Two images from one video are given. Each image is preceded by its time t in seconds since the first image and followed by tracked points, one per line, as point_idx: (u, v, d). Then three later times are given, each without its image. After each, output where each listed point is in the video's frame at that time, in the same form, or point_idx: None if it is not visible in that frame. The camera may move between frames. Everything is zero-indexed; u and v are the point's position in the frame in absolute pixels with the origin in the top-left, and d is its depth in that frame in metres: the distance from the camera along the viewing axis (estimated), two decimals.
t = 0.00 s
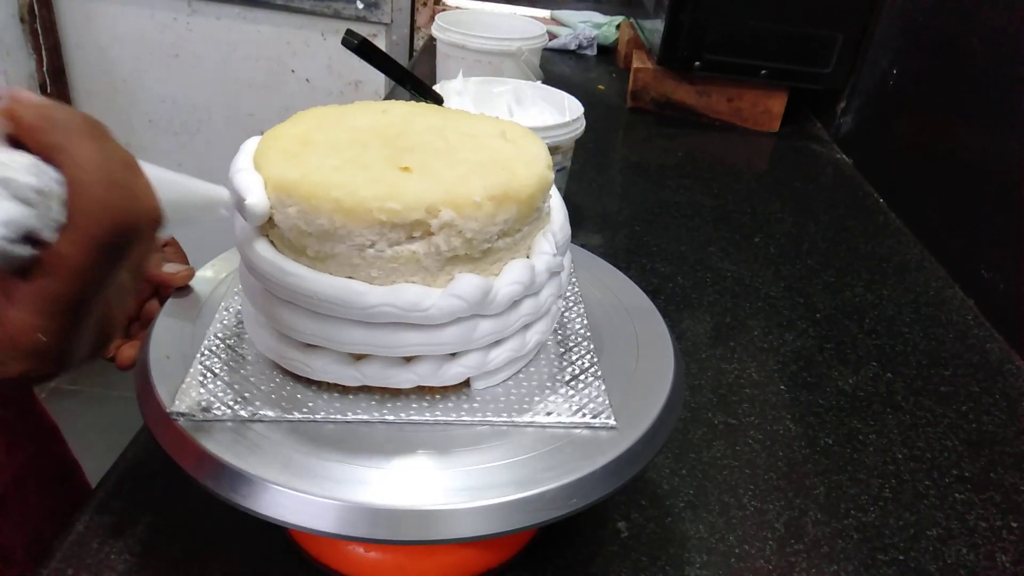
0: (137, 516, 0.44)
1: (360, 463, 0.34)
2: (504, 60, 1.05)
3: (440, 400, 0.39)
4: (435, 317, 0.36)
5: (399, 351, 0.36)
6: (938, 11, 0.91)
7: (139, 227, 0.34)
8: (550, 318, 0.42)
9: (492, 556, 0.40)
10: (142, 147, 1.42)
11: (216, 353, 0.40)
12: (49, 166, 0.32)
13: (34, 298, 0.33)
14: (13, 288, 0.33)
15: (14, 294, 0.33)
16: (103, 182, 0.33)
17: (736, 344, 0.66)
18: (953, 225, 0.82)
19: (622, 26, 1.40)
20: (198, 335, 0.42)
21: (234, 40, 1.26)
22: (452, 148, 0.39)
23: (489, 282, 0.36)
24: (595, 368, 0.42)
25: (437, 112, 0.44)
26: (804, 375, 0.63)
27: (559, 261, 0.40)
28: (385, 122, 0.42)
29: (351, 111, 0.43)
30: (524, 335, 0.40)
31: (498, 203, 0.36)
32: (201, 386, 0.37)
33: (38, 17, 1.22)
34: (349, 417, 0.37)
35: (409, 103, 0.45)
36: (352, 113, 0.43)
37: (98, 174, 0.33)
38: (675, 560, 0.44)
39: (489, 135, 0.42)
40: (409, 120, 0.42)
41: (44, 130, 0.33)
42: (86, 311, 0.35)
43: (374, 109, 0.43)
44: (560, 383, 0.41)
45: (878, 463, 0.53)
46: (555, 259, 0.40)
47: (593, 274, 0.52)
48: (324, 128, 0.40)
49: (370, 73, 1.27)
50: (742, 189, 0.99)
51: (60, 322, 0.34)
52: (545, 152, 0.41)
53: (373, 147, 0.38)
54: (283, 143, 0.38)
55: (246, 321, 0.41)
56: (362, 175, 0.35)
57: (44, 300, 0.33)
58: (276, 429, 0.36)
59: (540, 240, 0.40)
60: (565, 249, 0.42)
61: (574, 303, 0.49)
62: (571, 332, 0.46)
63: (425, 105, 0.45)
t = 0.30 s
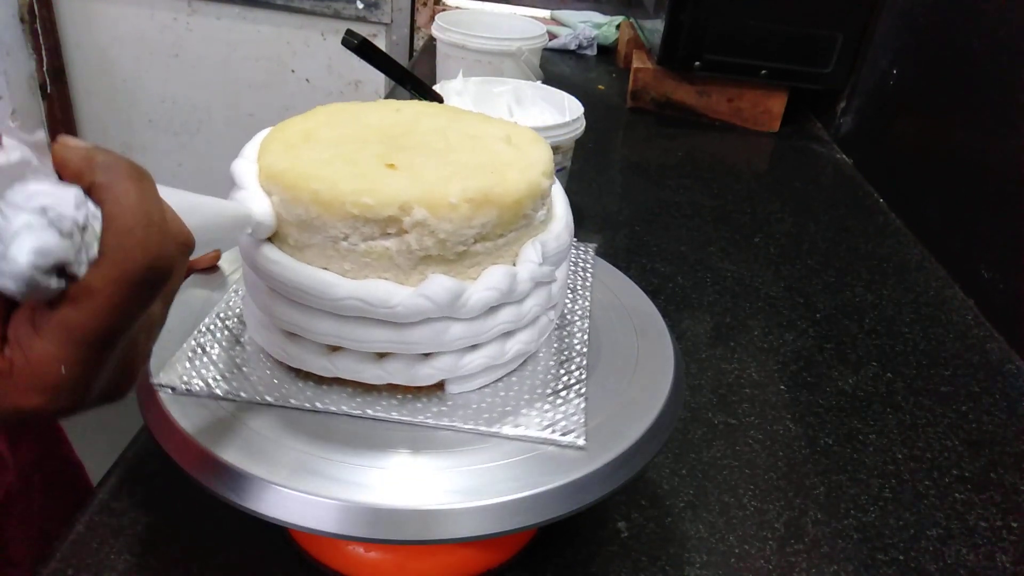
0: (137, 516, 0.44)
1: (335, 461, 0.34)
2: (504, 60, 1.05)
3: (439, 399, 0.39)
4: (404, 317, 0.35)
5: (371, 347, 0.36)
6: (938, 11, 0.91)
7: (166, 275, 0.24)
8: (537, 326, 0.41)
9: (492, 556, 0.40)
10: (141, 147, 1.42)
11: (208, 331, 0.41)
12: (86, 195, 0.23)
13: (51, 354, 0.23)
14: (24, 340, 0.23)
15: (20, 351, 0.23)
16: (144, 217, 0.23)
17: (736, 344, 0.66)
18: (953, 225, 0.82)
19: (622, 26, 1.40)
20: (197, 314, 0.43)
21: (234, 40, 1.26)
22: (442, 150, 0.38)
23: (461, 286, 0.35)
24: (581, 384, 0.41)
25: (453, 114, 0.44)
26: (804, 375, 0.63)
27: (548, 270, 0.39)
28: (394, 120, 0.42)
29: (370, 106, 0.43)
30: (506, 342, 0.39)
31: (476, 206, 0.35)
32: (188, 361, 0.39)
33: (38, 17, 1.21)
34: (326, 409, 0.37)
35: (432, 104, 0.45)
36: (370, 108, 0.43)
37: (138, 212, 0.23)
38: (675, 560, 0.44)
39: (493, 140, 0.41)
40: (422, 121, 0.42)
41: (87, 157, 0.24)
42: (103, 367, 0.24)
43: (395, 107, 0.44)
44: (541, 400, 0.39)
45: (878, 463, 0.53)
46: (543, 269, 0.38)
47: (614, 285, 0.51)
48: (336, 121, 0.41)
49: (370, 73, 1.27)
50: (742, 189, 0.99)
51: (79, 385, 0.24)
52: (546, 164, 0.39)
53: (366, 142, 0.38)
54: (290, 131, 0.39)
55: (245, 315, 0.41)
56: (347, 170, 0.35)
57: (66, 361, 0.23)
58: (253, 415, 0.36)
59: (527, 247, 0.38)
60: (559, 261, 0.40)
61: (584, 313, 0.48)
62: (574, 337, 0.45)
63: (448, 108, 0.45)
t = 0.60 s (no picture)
0: (136, 517, 0.44)
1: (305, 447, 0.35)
2: (504, 60, 1.05)
3: (439, 398, 0.39)
4: (344, 304, 0.35)
5: (316, 329, 0.37)
6: (939, 11, 0.91)
7: (215, 338, 0.23)
8: (505, 343, 0.39)
9: (492, 556, 0.40)
10: (141, 147, 1.42)
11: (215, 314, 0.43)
12: (146, 250, 0.22)
13: (99, 415, 0.22)
14: (72, 393, 0.22)
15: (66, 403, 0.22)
16: (205, 268, 0.22)
17: (736, 344, 0.66)
18: (953, 226, 0.82)
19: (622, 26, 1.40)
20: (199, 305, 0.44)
21: (234, 40, 1.26)
22: (419, 151, 0.38)
23: (394, 283, 0.35)
24: (543, 406, 0.39)
25: (480, 120, 0.43)
26: (804, 375, 0.63)
27: (507, 288, 0.37)
28: (415, 118, 0.42)
29: (411, 102, 0.44)
30: (463, 352, 0.38)
31: (421, 207, 0.34)
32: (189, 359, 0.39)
33: (38, 17, 1.21)
34: (313, 397, 0.38)
35: (475, 111, 0.45)
36: (412, 104, 0.44)
37: (197, 267, 0.22)
38: (675, 560, 0.44)
39: (490, 152, 0.39)
40: (449, 122, 0.42)
41: (147, 208, 0.23)
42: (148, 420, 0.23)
43: (437, 107, 0.44)
44: (485, 422, 0.37)
45: (878, 463, 0.53)
46: (495, 285, 0.36)
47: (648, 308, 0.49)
48: (367, 109, 0.42)
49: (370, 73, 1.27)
50: (742, 189, 0.99)
51: (122, 441, 0.23)
52: (530, 180, 0.36)
53: (358, 132, 0.39)
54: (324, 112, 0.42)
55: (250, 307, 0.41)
56: (325, 156, 0.36)
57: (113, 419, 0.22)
58: (237, 385, 0.38)
59: (485, 260, 0.36)
60: (532, 283, 0.38)
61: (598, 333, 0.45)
62: (578, 340, 0.44)
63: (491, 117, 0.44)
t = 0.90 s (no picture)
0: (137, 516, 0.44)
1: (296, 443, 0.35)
2: (504, 60, 1.05)
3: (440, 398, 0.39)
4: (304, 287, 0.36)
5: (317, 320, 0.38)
6: (939, 11, 0.91)
7: (311, 403, 0.24)
8: (455, 355, 0.38)
9: (492, 556, 0.40)
10: (141, 147, 1.42)
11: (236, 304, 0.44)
12: (263, 314, 0.23)
13: (193, 472, 0.22)
14: (172, 446, 0.22)
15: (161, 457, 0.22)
16: (311, 323, 0.23)
17: (736, 344, 0.66)
18: (953, 226, 0.82)
19: (622, 26, 1.40)
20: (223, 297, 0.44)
21: (234, 39, 1.26)
22: (404, 149, 0.38)
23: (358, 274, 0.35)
24: (489, 421, 0.37)
25: (499, 130, 0.43)
26: (804, 375, 0.63)
27: (445, 297, 0.35)
28: (436, 123, 0.43)
29: (459, 107, 0.45)
30: (410, 357, 0.37)
31: (365, 198, 0.34)
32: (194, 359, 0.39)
33: (38, 17, 1.21)
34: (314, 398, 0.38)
35: (516, 123, 0.44)
36: (459, 108, 0.46)
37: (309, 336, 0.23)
38: (675, 560, 0.44)
39: (474, 165, 0.37)
40: (474, 126, 0.42)
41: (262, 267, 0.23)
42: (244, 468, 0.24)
43: (480, 114, 0.45)
44: (412, 430, 0.36)
45: (878, 463, 0.53)
46: (430, 291, 0.35)
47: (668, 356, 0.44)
48: (406, 106, 0.45)
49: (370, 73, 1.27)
50: (742, 189, 0.99)
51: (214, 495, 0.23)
52: (496, 193, 0.35)
53: (365, 126, 0.41)
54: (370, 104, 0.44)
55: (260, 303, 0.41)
56: (321, 141, 0.39)
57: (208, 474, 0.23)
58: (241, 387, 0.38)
59: (429, 265, 0.35)
60: (480, 298, 0.36)
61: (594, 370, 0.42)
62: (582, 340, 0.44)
63: (532, 132, 0.43)
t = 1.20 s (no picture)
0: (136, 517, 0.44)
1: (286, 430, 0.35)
2: (504, 60, 1.05)
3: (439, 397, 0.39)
4: (291, 268, 0.38)
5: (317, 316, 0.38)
6: (939, 11, 0.91)
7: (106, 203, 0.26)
8: (413, 353, 0.38)
9: (492, 556, 0.40)
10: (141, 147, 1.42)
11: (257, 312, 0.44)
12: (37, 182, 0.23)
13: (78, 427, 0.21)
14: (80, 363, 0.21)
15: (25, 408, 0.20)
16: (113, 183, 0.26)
17: (736, 344, 0.66)
18: (953, 225, 0.82)
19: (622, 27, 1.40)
20: (241, 305, 0.44)
21: (234, 39, 1.26)
22: (397, 146, 0.39)
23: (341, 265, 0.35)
24: (432, 429, 0.36)
25: (504, 136, 0.43)
26: (804, 375, 0.63)
27: (389, 294, 0.35)
28: (444, 128, 0.43)
29: (491, 113, 0.46)
30: (375, 348, 0.38)
31: (328, 186, 0.36)
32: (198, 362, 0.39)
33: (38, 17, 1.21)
34: (317, 400, 0.38)
35: (535, 135, 0.44)
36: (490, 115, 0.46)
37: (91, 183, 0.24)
38: (675, 560, 0.44)
39: (452, 170, 0.37)
40: (486, 132, 0.43)
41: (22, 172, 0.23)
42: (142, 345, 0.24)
43: (505, 122, 0.45)
44: (354, 423, 0.36)
45: (878, 463, 0.53)
46: (376, 285, 0.35)
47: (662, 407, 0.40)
48: (440, 106, 0.46)
49: (370, 73, 1.27)
50: (742, 189, 0.99)
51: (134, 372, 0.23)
52: (455, 197, 0.35)
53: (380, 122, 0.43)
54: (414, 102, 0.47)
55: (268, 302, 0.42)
56: (332, 129, 0.41)
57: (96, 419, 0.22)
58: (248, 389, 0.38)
59: (381, 259, 0.35)
60: (430, 300, 0.36)
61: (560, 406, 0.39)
62: (585, 341, 0.45)
63: (550, 146, 0.43)
